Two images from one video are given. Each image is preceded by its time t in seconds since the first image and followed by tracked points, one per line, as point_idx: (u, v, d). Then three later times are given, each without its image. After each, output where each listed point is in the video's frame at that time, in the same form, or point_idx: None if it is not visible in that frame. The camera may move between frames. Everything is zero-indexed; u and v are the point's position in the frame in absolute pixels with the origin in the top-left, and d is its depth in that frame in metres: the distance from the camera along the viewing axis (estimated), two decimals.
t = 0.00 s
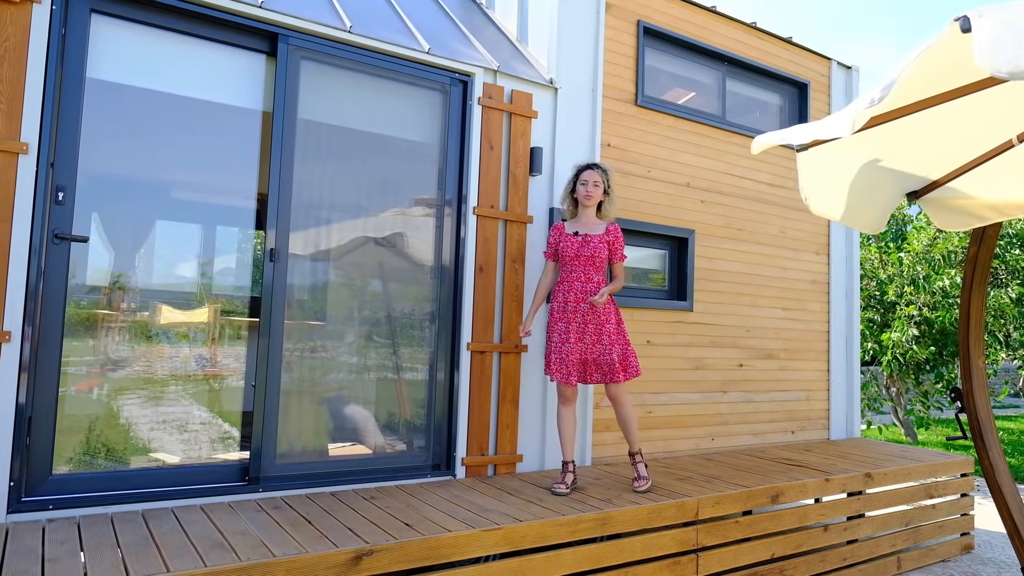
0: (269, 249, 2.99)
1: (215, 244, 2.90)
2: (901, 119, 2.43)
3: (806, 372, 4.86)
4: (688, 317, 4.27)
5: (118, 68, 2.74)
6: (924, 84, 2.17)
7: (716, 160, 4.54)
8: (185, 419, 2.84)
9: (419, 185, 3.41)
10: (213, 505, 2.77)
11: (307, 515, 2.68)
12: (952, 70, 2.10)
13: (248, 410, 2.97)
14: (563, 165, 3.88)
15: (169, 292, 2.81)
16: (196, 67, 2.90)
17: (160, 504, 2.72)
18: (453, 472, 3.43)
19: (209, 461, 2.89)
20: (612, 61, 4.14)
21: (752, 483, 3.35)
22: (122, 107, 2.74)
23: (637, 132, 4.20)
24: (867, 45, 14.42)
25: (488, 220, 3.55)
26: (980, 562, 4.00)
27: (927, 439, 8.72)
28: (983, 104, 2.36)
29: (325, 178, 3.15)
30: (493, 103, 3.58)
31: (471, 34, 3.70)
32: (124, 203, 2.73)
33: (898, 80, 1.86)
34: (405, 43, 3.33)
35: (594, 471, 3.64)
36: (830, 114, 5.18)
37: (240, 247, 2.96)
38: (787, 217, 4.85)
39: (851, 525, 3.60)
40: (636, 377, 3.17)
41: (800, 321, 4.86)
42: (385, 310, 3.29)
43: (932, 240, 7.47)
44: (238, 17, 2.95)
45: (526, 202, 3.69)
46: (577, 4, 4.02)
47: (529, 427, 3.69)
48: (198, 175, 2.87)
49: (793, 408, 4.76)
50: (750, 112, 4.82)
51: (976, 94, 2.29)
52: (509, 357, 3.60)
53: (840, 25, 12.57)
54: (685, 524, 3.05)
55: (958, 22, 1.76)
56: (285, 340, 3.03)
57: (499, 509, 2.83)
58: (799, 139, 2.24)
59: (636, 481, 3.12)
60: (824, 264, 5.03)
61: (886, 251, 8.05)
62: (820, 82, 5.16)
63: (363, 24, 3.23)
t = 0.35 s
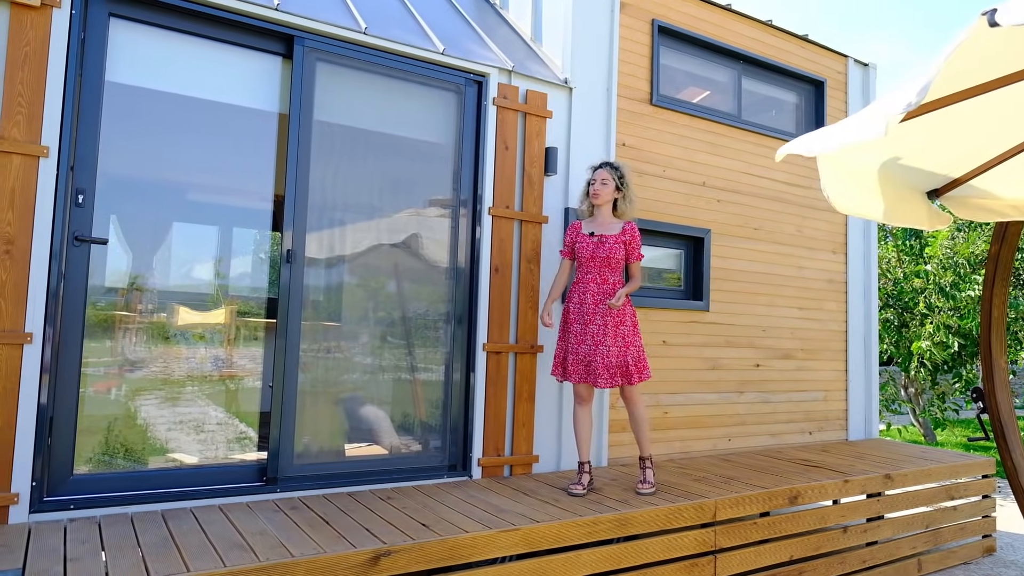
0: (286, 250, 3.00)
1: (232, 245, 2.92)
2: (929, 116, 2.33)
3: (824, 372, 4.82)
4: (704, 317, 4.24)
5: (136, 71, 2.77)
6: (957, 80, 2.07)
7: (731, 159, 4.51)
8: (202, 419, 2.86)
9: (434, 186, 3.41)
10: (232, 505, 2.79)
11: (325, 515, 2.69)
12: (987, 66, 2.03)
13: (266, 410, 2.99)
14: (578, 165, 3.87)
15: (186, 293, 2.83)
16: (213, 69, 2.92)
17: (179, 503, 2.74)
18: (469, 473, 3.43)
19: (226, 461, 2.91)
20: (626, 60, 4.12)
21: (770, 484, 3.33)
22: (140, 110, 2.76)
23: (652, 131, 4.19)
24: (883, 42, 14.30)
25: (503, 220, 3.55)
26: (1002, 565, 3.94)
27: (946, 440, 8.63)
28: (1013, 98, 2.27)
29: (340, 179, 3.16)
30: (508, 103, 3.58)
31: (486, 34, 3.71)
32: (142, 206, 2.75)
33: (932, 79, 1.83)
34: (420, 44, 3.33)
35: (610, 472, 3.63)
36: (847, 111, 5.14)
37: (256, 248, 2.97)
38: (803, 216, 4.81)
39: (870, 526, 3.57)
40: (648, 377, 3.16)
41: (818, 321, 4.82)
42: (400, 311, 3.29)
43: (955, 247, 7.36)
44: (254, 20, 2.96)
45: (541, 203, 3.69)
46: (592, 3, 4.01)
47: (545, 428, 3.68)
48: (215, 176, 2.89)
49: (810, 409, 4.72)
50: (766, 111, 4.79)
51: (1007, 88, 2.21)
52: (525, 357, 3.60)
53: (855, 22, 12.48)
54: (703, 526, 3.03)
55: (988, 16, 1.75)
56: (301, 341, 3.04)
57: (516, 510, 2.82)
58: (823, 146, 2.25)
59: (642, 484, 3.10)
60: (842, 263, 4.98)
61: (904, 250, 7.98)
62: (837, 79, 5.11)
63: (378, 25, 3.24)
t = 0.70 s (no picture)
0: (308, 252, 3.02)
1: (254, 247, 2.94)
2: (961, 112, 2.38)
3: (847, 374, 4.76)
4: (725, 319, 4.21)
5: (160, 75, 2.80)
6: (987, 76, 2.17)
7: (752, 160, 4.47)
8: (223, 419, 2.89)
9: (454, 188, 3.42)
10: (255, 505, 2.81)
11: (346, 515, 2.71)
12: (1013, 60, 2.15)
13: (288, 411, 3.01)
14: (598, 166, 3.86)
15: (208, 295, 2.85)
16: (236, 73, 2.95)
17: (203, 503, 2.77)
18: (490, 474, 3.43)
19: (249, 461, 2.94)
20: (646, 60, 4.10)
21: (793, 487, 3.29)
22: (165, 114, 2.79)
23: (672, 131, 4.16)
24: (905, 39, 14.12)
25: (524, 222, 3.55)
26: None
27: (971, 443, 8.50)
28: None
29: (361, 181, 3.18)
30: (528, 104, 3.58)
31: (505, 36, 3.72)
32: (167, 210, 2.78)
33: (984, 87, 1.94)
34: (441, 46, 3.35)
35: (631, 474, 3.61)
36: (870, 111, 5.08)
37: (277, 250, 2.99)
38: (825, 217, 4.76)
39: (895, 531, 3.52)
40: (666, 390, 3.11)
41: (840, 322, 4.77)
42: (419, 312, 3.30)
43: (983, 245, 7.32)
44: (276, 23, 2.99)
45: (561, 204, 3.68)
46: (611, 4, 4.00)
47: (565, 429, 3.68)
48: (238, 179, 2.92)
49: (833, 411, 4.67)
50: (787, 110, 4.75)
51: None
52: (546, 359, 3.59)
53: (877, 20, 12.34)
54: (725, 529, 3.01)
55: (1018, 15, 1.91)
56: (323, 342, 3.06)
57: (537, 512, 2.82)
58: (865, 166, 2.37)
59: (663, 487, 3.08)
60: (865, 264, 4.92)
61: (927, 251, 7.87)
62: (860, 78, 5.06)
63: (398, 28, 3.26)
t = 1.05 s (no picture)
0: (339, 256, 3.06)
1: (285, 251, 2.98)
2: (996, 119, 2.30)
3: (881, 377, 4.68)
4: (755, 321, 4.17)
5: (195, 83, 2.85)
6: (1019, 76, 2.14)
7: (782, 160, 4.42)
8: (254, 420, 2.93)
9: (483, 191, 3.44)
10: (287, 505, 2.85)
11: (377, 516, 2.73)
12: None
13: (320, 412, 3.05)
14: (626, 167, 3.85)
15: (240, 298, 2.89)
16: (269, 80, 3.00)
17: (237, 503, 2.81)
18: (519, 476, 3.44)
19: (282, 462, 2.98)
20: (674, 61, 4.08)
21: (826, 491, 3.25)
22: (199, 121, 2.85)
23: (700, 132, 4.14)
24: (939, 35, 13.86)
25: (552, 224, 3.55)
26: None
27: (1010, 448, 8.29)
28: None
29: (390, 185, 3.21)
30: (556, 107, 3.59)
31: (533, 39, 3.74)
32: (201, 215, 2.83)
33: None
34: (469, 50, 3.37)
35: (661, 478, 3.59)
36: (903, 109, 4.99)
37: (307, 254, 3.03)
38: (858, 217, 4.69)
39: (932, 537, 3.45)
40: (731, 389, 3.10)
41: (874, 324, 4.69)
42: (448, 314, 3.33)
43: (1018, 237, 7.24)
44: (307, 30, 3.03)
45: (589, 206, 3.68)
46: (639, 5, 3.98)
47: (595, 432, 3.67)
48: (271, 184, 2.96)
49: (867, 414, 4.59)
50: (818, 109, 4.69)
51: None
52: (574, 361, 3.59)
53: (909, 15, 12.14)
54: (757, 533, 2.98)
55: None
56: (353, 344, 3.10)
57: (566, 514, 2.82)
58: (912, 169, 2.35)
59: (693, 490, 3.06)
60: (899, 264, 4.84)
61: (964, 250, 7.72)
62: (892, 75, 4.97)
63: (427, 33, 3.29)
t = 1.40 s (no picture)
0: (347, 256, 3.06)
1: (293, 251, 2.98)
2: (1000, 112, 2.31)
3: (891, 374, 4.65)
4: (764, 319, 4.15)
5: (202, 85, 2.86)
6: None
7: (790, 156, 4.39)
8: (264, 420, 2.94)
9: (489, 190, 3.44)
10: (296, 505, 2.86)
11: (385, 516, 2.74)
12: None
13: (328, 412, 3.06)
14: (633, 165, 3.83)
15: (248, 297, 2.90)
16: (275, 81, 3.01)
17: (246, 502, 2.83)
18: (527, 475, 3.44)
19: (291, 462, 2.99)
20: (681, 58, 4.07)
21: (835, 490, 3.23)
22: (206, 122, 2.86)
23: (707, 130, 4.12)
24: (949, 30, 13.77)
25: (559, 223, 3.55)
26: None
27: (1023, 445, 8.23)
28: None
29: (397, 185, 3.21)
30: (562, 105, 3.58)
31: (539, 38, 3.74)
32: (209, 215, 2.84)
33: None
34: (474, 49, 3.37)
35: (669, 476, 3.58)
36: (913, 104, 4.95)
37: (315, 254, 3.04)
38: (867, 213, 4.66)
39: (942, 535, 3.43)
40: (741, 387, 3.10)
41: (884, 322, 4.66)
42: (455, 313, 3.33)
43: None
44: (313, 31, 3.04)
45: (596, 205, 3.67)
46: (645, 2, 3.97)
47: (603, 430, 3.66)
48: (277, 184, 2.97)
49: (876, 412, 4.56)
50: (826, 106, 4.66)
51: None
52: (582, 360, 3.59)
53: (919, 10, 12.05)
54: (766, 531, 2.97)
55: None
56: (361, 343, 3.10)
57: (573, 513, 2.82)
58: (918, 164, 2.34)
59: (701, 488, 3.05)
60: (909, 261, 4.80)
61: (975, 247, 7.66)
62: (901, 71, 4.93)
63: (433, 32, 3.29)
